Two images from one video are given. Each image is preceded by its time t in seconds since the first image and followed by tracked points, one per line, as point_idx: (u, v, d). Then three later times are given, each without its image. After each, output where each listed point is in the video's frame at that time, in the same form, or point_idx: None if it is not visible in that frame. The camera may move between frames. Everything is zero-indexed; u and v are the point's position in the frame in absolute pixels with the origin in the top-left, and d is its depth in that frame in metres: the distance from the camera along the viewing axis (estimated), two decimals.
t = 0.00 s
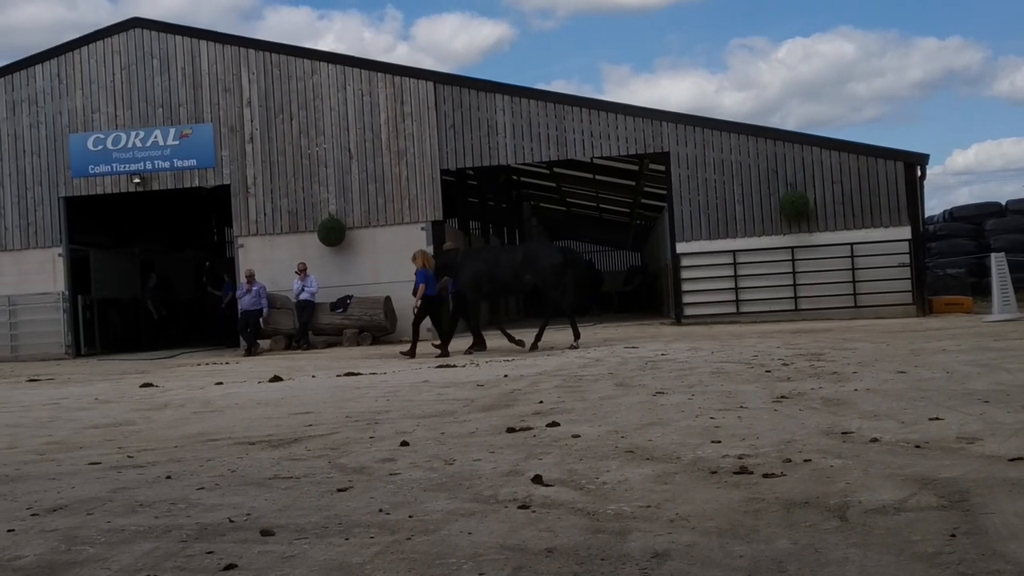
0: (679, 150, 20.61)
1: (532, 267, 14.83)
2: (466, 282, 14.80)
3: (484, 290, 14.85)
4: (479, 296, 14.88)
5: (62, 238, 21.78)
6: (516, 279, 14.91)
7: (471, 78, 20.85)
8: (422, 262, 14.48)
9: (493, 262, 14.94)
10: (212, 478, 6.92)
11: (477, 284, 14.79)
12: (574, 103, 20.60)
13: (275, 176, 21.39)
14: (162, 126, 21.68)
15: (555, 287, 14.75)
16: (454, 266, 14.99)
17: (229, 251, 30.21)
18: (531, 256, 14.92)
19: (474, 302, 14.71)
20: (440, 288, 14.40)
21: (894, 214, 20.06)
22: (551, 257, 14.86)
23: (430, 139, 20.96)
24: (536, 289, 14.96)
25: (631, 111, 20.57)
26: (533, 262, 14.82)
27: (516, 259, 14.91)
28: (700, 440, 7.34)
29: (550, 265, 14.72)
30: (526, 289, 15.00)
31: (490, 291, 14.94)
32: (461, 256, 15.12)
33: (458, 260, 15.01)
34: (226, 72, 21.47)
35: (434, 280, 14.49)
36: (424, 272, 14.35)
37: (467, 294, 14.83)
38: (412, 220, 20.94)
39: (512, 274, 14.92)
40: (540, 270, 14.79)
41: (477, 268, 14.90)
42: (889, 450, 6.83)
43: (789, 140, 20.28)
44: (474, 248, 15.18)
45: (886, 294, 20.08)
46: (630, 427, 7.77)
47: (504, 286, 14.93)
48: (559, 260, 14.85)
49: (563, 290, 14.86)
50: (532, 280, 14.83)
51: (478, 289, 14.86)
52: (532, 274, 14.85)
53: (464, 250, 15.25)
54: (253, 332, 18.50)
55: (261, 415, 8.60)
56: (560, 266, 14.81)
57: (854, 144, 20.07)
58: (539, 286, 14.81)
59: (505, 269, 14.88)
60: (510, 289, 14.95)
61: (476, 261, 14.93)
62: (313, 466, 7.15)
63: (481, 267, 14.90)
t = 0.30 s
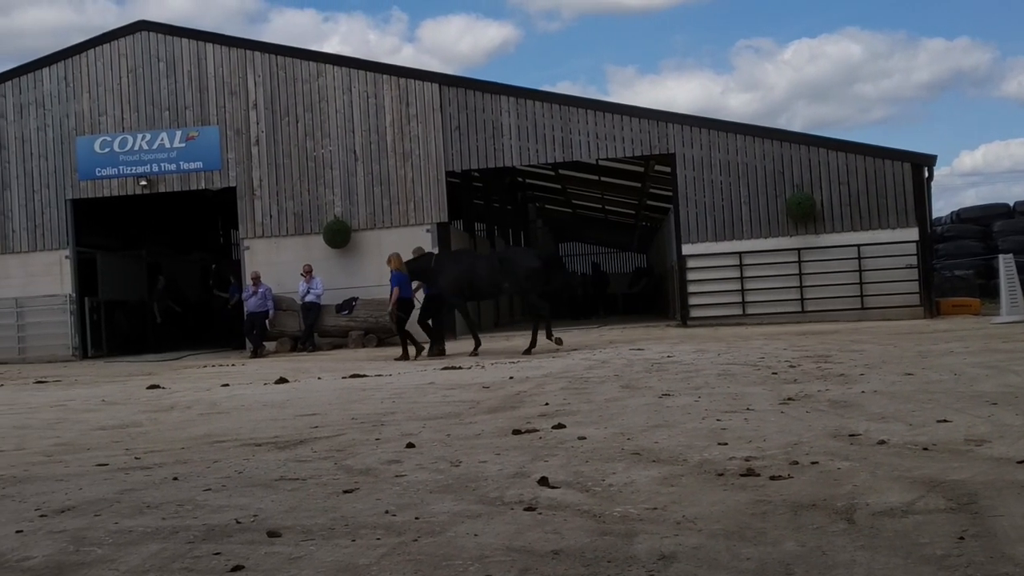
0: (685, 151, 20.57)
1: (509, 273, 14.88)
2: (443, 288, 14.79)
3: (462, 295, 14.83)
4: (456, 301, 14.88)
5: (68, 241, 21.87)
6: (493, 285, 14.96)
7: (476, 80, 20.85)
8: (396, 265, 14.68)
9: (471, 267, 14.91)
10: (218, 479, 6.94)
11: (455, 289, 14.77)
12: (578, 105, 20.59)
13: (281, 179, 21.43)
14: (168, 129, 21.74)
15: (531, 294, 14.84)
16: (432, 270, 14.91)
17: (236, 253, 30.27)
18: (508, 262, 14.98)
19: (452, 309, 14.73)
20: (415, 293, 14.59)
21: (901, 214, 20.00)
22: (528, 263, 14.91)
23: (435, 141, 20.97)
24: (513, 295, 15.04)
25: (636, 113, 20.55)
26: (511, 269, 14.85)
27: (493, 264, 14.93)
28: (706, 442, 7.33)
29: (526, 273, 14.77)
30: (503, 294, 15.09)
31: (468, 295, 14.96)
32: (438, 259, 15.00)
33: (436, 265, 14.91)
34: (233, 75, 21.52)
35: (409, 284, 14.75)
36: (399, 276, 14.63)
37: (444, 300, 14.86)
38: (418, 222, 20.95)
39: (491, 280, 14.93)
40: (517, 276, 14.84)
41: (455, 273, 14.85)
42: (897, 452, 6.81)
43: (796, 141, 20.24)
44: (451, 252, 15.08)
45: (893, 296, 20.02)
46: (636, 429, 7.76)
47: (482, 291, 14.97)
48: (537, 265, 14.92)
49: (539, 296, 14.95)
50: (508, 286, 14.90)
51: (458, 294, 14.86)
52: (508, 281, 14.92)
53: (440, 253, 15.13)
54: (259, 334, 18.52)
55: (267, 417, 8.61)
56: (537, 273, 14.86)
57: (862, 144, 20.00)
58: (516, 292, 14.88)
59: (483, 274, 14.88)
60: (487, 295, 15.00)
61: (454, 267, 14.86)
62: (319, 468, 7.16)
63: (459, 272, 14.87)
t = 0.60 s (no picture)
0: (700, 151, 20.49)
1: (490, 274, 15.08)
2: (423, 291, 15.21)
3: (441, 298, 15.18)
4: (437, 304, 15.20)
5: (85, 242, 21.98)
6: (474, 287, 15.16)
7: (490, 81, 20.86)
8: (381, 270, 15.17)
9: (452, 271, 15.25)
10: (233, 480, 6.96)
11: (437, 292, 15.14)
12: (592, 105, 20.58)
13: (295, 179, 21.49)
14: (183, 130, 21.84)
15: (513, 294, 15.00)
16: (415, 275, 15.41)
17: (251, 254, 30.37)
18: (490, 264, 15.18)
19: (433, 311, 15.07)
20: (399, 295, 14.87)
21: (917, 214, 19.90)
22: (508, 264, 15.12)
23: (449, 142, 20.97)
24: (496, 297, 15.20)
25: (649, 112, 20.51)
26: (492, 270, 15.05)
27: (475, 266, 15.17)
28: (721, 443, 7.31)
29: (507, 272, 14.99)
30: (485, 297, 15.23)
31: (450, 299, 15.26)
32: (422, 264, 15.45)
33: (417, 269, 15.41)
34: (247, 76, 21.58)
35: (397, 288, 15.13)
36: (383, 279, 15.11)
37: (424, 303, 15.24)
38: (432, 223, 20.96)
39: (474, 283, 15.21)
40: (499, 277, 15.04)
41: (436, 277, 15.25)
42: (913, 453, 6.78)
43: (810, 141, 20.17)
44: (435, 258, 15.50)
45: (909, 296, 19.93)
46: (650, 430, 7.74)
47: (464, 295, 15.23)
48: (516, 267, 15.08)
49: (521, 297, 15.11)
50: (490, 287, 15.07)
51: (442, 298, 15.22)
52: (491, 282, 15.08)
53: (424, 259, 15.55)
54: (273, 335, 18.55)
55: (281, 418, 8.64)
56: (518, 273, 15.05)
57: (877, 144, 19.90)
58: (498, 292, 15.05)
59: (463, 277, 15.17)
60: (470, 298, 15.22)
61: (435, 271, 15.25)
62: (334, 468, 7.17)
63: (440, 276, 15.25)
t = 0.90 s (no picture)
0: (719, 148, 20.47)
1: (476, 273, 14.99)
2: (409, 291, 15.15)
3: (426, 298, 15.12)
4: (423, 303, 15.14)
5: (104, 241, 22.06)
6: (461, 286, 15.08)
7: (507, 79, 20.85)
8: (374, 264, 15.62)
9: (438, 270, 15.16)
10: (253, 478, 6.98)
11: (420, 291, 15.09)
12: (611, 103, 20.55)
13: (313, 178, 21.52)
14: (202, 130, 21.91)
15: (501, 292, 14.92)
16: (401, 273, 15.29)
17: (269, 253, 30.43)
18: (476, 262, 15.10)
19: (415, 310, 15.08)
20: (392, 287, 15.35)
21: (937, 211, 19.83)
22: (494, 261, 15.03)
23: (467, 141, 20.98)
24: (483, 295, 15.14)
25: (668, 109, 20.46)
26: (478, 268, 14.97)
27: (461, 264, 15.08)
28: (740, 441, 7.29)
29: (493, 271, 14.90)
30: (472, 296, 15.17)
31: (435, 298, 15.18)
32: (408, 263, 15.36)
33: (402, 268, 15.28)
34: (265, 75, 21.63)
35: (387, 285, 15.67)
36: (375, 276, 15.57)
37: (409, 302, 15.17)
38: (450, 221, 20.97)
39: (458, 281, 15.09)
40: (485, 274, 14.97)
41: (419, 275, 15.16)
42: (933, 451, 6.74)
43: (829, 138, 20.10)
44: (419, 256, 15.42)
45: (929, 293, 19.90)
46: (669, 428, 7.73)
47: (450, 294, 15.16)
48: (501, 264, 14.98)
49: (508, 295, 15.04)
50: (476, 285, 14.98)
51: (424, 297, 15.14)
52: (478, 280, 14.99)
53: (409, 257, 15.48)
54: (292, 333, 18.60)
55: (301, 416, 8.65)
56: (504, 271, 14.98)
57: (897, 140, 19.83)
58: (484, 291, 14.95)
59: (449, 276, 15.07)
60: (456, 297, 15.15)
61: (421, 270, 15.17)
62: (353, 466, 7.18)
63: (426, 275, 15.17)
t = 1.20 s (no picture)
0: (730, 145, 20.42)
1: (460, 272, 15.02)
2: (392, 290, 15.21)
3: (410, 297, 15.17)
4: (406, 303, 15.21)
5: (116, 240, 22.15)
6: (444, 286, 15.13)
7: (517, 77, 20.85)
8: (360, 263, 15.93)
9: (422, 270, 15.20)
10: (265, 476, 6.99)
11: (403, 292, 15.14)
12: (621, 100, 20.52)
13: (324, 176, 21.55)
14: (213, 128, 21.96)
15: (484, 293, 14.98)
16: (383, 272, 15.34)
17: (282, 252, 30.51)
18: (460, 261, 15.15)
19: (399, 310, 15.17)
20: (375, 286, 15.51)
21: (949, 207, 19.76)
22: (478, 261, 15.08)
23: (477, 138, 20.98)
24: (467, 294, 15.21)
25: (679, 106, 20.43)
26: (462, 268, 15.01)
27: (446, 265, 15.09)
28: (752, 438, 7.27)
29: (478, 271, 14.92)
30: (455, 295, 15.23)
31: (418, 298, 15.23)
32: (390, 261, 15.43)
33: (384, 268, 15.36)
34: (276, 74, 21.67)
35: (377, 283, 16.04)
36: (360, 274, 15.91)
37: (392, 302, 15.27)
38: (461, 219, 20.97)
39: (441, 281, 15.11)
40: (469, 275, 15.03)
41: (402, 275, 15.20)
42: (947, 448, 6.71)
43: (841, 134, 20.03)
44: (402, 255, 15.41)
45: (942, 290, 19.84)
46: (680, 425, 7.71)
47: (434, 295, 15.20)
48: (485, 264, 15.00)
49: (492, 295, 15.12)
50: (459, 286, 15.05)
51: (407, 297, 15.20)
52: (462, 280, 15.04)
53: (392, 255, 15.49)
54: (303, 332, 18.58)
55: (312, 414, 8.67)
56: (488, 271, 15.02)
57: (909, 136, 19.75)
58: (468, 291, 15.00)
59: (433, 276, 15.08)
60: (439, 297, 15.19)
61: (405, 269, 15.21)
62: (364, 464, 7.19)
63: (409, 275, 15.22)
